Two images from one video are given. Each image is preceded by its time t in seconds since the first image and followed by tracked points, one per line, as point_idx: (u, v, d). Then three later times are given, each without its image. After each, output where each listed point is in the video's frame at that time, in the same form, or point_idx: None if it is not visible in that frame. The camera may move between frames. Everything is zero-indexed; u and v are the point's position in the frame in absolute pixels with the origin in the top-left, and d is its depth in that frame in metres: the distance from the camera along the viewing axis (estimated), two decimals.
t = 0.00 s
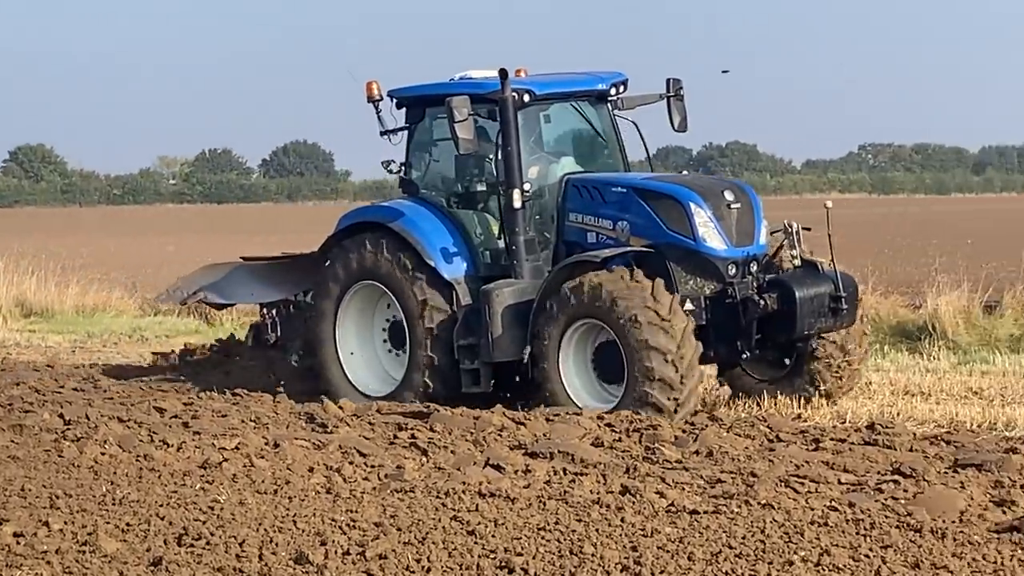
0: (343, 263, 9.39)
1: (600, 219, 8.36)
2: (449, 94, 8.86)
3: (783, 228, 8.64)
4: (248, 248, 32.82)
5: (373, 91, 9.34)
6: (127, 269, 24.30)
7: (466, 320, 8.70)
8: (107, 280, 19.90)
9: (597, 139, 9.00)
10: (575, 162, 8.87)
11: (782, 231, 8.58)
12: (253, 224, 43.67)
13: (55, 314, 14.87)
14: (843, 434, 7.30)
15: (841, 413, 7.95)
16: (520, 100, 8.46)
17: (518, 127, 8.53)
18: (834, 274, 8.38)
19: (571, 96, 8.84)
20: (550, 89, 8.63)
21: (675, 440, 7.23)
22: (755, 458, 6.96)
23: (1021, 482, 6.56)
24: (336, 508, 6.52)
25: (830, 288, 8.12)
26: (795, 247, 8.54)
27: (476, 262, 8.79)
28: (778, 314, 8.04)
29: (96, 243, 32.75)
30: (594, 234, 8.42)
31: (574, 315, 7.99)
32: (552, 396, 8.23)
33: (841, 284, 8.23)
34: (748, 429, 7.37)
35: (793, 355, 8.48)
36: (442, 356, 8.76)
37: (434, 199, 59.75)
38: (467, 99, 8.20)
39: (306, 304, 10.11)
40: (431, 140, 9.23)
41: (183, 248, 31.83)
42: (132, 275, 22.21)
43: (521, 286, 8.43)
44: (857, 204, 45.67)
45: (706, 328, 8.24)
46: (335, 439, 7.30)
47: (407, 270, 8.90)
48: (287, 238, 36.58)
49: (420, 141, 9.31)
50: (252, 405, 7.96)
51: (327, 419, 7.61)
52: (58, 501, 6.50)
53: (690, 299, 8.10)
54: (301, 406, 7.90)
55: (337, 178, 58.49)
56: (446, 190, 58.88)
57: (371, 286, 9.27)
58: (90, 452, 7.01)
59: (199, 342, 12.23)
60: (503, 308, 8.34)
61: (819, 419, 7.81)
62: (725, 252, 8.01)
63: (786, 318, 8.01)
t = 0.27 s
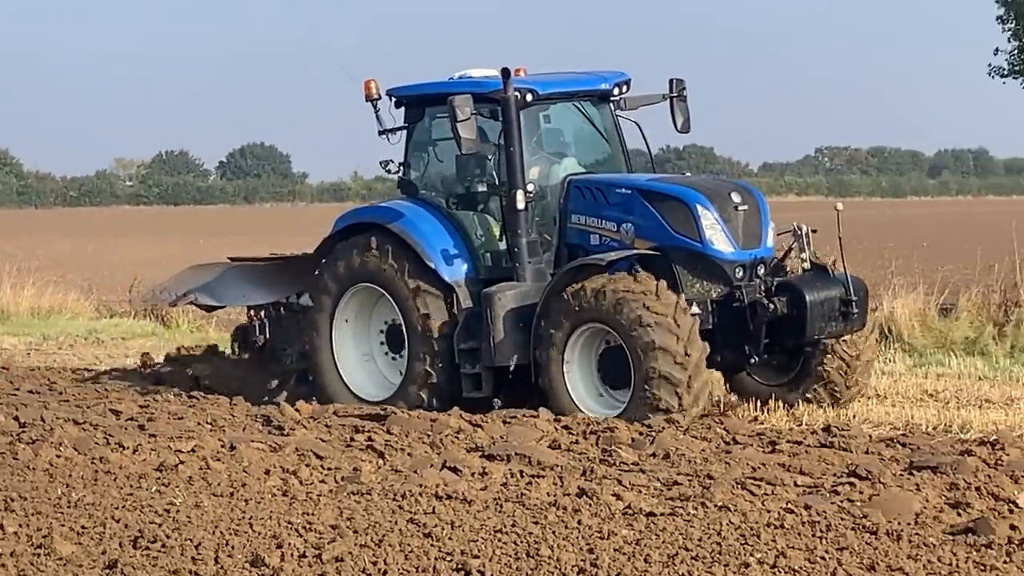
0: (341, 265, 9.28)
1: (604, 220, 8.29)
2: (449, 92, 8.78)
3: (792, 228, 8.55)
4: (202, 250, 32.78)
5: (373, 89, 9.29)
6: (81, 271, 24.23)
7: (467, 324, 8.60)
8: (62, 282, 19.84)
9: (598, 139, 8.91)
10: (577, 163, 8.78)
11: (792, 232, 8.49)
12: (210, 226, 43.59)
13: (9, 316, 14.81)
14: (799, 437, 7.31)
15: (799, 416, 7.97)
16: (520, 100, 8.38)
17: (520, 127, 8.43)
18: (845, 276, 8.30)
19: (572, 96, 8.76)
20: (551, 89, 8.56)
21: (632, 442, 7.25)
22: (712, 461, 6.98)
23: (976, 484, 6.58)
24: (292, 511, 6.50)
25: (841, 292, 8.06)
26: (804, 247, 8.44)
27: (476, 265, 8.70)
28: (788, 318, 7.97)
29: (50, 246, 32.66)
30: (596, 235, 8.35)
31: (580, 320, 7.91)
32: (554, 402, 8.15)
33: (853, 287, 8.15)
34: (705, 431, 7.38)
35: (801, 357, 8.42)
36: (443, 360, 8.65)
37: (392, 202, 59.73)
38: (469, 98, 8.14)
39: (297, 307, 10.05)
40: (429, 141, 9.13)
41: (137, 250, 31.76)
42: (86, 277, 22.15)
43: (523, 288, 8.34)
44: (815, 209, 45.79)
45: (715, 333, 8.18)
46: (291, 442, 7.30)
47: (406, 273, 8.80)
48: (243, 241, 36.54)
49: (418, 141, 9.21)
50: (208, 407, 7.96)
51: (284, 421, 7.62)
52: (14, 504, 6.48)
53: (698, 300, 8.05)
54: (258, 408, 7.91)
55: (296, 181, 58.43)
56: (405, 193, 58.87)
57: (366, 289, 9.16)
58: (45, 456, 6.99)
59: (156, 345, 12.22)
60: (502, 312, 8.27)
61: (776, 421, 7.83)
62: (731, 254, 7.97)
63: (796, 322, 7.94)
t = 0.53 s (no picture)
0: (335, 270, 9.14)
1: (609, 223, 8.17)
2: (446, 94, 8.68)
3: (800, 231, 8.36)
4: (156, 252, 32.73)
5: (367, 90, 9.21)
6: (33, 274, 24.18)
7: (467, 329, 8.47)
8: (15, 283, 19.81)
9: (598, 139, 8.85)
10: (578, 165, 8.71)
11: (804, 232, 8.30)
12: (166, 229, 43.50)
13: None
14: (754, 439, 7.33)
15: (754, 419, 8.00)
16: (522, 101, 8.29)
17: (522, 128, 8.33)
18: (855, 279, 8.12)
19: (572, 97, 8.67)
20: (551, 90, 8.46)
21: (588, 445, 7.27)
22: (667, 463, 6.99)
23: (930, 486, 6.60)
24: (247, 514, 6.49)
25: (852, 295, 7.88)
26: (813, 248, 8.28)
27: (476, 268, 8.60)
28: (796, 322, 7.80)
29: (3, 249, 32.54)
30: (601, 239, 8.22)
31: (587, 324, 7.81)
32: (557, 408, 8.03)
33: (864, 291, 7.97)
34: (661, 434, 7.40)
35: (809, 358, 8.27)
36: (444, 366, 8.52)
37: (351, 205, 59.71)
38: (468, 99, 8.00)
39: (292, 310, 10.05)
40: (425, 145, 9.02)
41: (90, 253, 31.69)
42: (39, 279, 22.12)
43: (525, 292, 8.23)
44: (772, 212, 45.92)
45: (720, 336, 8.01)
46: (247, 445, 7.29)
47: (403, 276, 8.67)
48: (199, 244, 36.47)
49: (413, 145, 9.10)
50: (163, 411, 7.95)
51: (239, 424, 7.62)
52: None
53: (703, 304, 7.89)
54: (210, 413, 7.91)
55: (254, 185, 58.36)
56: (364, 196, 58.86)
57: (364, 293, 9.01)
58: None
59: (111, 346, 12.22)
60: (505, 316, 8.14)
61: (729, 425, 7.88)
62: (738, 257, 7.82)
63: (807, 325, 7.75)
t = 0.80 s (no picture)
0: (331, 272, 8.97)
1: (612, 225, 8.07)
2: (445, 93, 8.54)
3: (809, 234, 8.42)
4: (112, 253, 32.67)
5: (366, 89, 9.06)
6: None
7: (468, 333, 8.31)
8: None
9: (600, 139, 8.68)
10: (580, 166, 8.55)
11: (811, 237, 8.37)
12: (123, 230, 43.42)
13: None
14: (709, 442, 7.33)
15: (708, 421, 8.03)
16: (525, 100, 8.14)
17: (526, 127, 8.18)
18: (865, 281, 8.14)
19: (574, 96, 8.52)
20: (553, 90, 8.31)
21: (543, 449, 7.28)
22: (621, 466, 6.99)
23: (884, 490, 6.61)
24: (201, 518, 6.46)
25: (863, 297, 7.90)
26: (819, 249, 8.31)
27: (476, 270, 8.43)
28: (807, 325, 7.80)
29: None
30: (605, 240, 8.13)
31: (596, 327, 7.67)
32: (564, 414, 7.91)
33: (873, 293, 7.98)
34: (616, 437, 7.40)
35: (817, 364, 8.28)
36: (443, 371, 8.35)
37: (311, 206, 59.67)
38: (470, 99, 7.88)
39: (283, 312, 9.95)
40: (425, 145, 8.85)
41: (46, 254, 31.62)
42: None
43: (527, 295, 8.08)
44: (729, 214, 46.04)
45: (729, 337, 7.99)
46: (201, 448, 7.28)
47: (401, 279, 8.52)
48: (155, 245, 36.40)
49: (413, 144, 8.93)
50: (117, 414, 7.93)
51: (193, 428, 7.61)
52: None
53: (710, 306, 7.80)
54: (165, 416, 7.90)
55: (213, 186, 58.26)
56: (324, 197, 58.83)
57: (362, 296, 8.85)
58: None
59: (64, 348, 12.20)
60: (508, 320, 7.99)
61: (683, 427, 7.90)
62: (747, 258, 7.73)
63: (817, 326, 7.76)
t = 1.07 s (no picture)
0: (331, 278, 8.86)
1: (622, 229, 7.97)
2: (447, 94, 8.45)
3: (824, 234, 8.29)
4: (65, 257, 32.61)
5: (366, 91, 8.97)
6: None
7: (473, 338, 8.21)
8: None
9: (605, 140, 8.60)
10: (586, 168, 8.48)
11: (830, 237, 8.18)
12: (77, 236, 43.33)
13: None
14: (664, 446, 7.33)
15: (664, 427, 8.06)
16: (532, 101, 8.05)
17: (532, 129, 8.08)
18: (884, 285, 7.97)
19: (579, 98, 8.44)
20: (559, 91, 8.24)
21: (498, 452, 7.28)
22: (577, 470, 6.99)
23: (838, 493, 6.62)
24: (154, 522, 6.43)
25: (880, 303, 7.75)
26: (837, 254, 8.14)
27: (481, 275, 8.32)
28: (823, 331, 7.66)
29: None
30: (613, 245, 8.02)
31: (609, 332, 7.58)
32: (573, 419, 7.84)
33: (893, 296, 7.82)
34: (571, 442, 7.41)
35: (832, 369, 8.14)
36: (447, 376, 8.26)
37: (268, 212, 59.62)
38: (476, 99, 7.78)
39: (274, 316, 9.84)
40: (426, 147, 8.74)
41: None
42: None
43: (536, 300, 7.98)
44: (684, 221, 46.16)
45: (742, 344, 7.92)
46: (155, 453, 7.26)
47: (406, 284, 8.41)
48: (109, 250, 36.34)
49: (412, 147, 8.81)
50: (70, 419, 7.91)
51: (147, 432, 7.59)
52: None
53: (722, 311, 7.70)
54: (119, 421, 7.87)
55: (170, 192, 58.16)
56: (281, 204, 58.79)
57: (364, 301, 8.73)
58: None
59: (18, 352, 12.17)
60: (516, 325, 7.90)
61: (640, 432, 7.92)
62: (761, 263, 7.63)
63: (833, 333, 7.62)
